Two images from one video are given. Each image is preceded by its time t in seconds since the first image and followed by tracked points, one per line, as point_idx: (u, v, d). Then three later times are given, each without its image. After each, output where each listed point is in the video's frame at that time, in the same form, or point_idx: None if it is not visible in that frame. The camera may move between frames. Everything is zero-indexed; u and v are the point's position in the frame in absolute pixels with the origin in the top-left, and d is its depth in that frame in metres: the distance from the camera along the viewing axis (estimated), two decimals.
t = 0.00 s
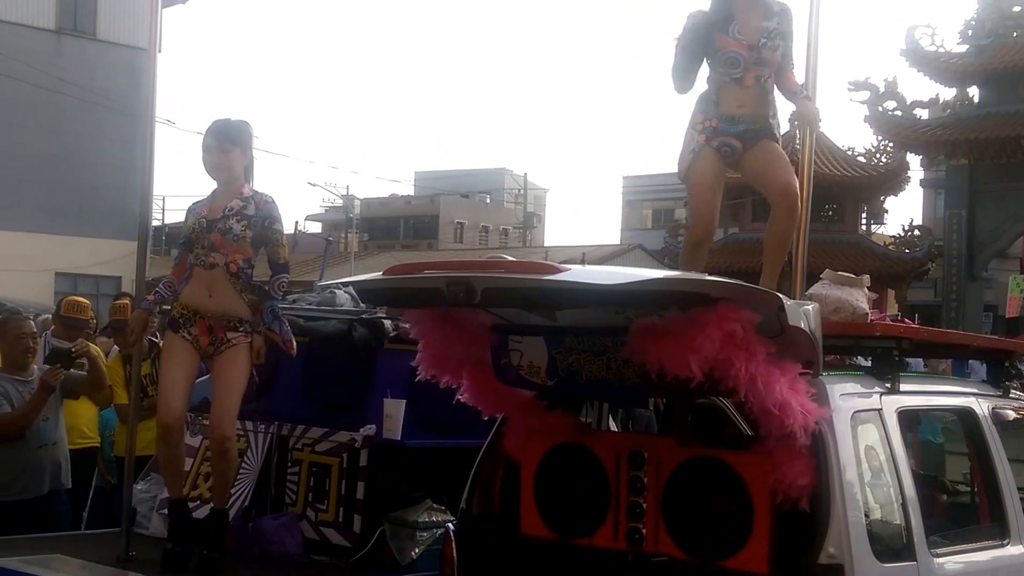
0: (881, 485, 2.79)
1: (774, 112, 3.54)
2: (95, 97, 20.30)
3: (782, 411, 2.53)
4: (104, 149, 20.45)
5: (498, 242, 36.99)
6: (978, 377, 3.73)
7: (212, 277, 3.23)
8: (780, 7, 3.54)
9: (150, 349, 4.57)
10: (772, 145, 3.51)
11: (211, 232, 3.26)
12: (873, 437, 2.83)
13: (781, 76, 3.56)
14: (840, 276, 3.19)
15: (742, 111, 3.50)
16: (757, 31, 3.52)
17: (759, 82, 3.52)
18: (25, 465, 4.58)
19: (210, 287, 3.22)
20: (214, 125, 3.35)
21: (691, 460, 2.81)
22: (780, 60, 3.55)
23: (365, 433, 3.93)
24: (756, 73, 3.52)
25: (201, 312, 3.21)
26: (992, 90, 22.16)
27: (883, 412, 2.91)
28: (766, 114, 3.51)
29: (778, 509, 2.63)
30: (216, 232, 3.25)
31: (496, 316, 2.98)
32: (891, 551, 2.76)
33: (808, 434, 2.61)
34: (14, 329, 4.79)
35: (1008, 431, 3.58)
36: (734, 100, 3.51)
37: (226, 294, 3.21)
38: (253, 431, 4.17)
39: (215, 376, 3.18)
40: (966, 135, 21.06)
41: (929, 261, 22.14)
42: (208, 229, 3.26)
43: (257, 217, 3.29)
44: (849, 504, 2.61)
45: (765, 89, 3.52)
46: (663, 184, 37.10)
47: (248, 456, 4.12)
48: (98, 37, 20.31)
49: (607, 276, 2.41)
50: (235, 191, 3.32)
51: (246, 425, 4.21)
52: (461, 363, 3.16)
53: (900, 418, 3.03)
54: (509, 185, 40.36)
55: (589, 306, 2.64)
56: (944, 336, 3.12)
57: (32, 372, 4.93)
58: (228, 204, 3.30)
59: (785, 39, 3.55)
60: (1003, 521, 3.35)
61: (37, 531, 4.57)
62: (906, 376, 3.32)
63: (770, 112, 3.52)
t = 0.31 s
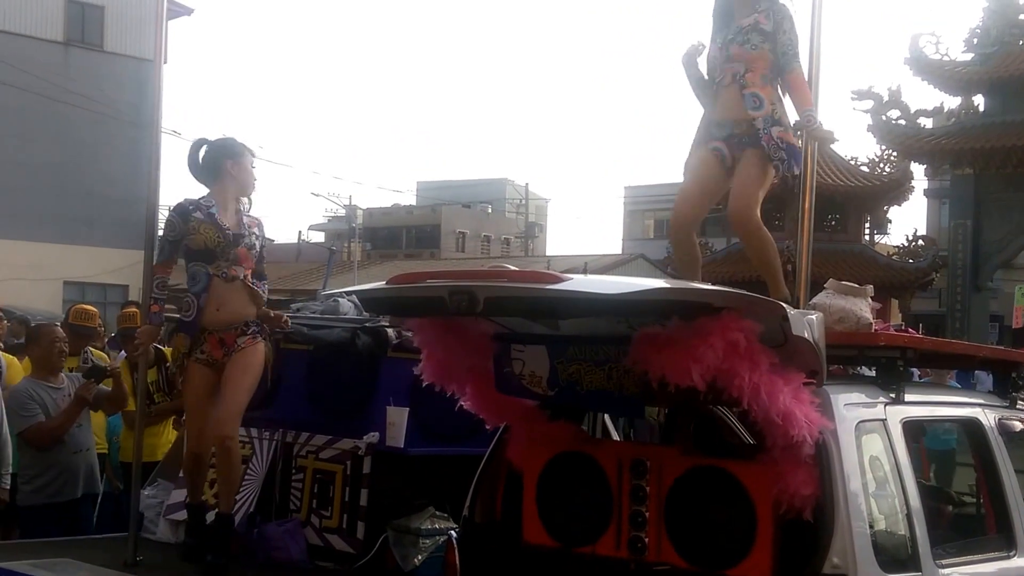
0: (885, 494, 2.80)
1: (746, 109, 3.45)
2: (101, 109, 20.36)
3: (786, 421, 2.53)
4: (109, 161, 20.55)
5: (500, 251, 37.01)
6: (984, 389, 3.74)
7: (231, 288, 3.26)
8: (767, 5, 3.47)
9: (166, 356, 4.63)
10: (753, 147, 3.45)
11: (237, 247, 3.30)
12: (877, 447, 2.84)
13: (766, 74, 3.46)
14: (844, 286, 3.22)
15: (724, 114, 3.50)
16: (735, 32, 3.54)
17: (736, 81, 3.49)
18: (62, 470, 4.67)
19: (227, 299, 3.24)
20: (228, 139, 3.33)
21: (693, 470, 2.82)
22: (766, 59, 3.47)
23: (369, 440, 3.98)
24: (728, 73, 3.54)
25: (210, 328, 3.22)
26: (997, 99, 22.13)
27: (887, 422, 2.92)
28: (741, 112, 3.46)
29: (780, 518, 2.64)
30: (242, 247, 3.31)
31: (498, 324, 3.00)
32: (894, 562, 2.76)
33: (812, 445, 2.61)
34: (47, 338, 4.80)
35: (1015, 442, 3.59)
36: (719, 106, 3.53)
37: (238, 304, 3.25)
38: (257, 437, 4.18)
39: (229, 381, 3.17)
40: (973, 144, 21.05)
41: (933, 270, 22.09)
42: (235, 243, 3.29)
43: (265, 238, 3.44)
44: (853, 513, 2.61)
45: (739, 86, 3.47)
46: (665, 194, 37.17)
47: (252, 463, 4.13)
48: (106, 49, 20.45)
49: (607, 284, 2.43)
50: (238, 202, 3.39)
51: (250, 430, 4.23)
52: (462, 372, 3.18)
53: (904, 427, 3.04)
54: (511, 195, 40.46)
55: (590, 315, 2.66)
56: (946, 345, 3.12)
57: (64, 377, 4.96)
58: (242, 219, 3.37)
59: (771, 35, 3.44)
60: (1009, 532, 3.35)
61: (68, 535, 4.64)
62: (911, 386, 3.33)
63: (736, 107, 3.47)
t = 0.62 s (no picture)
0: (882, 504, 2.79)
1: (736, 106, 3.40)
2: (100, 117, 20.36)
3: (784, 429, 2.54)
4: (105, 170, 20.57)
5: (498, 261, 37.07)
6: (983, 399, 3.75)
7: (230, 298, 3.30)
8: (765, 11, 3.41)
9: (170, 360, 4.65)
10: (742, 144, 3.38)
11: (241, 260, 3.33)
12: (875, 456, 2.84)
13: (759, 74, 3.41)
14: (843, 296, 3.23)
15: (719, 117, 3.47)
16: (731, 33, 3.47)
17: (728, 82, 3.45)
18: (77, 477, 4.66)
19: (226, 305, 3.27)
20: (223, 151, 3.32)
21: (691, 478, 2.82)
22: (760, 59, 3.41)
23: (366, 450, 3.98)
24: (723, 71, 3.49)
25: (210, 325, 3.21)
26: (994, 111, 22.21)
27: (885, 432, 2.92)
28: (729, 110, 3.41)
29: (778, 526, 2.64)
30: (245, 260, 3.35)
31: (497, 331, 3.01)
32: (893, 571, 2.76)
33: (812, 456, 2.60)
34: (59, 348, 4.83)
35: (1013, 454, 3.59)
36: (715, 108, 3.51)
37: (235, 309, 3.29)
38: (256, 446, 4.20)
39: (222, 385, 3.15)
40: (970, 155, 21.10)
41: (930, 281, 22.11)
42: (241, 257, 3.33)
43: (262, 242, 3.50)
44: (850, 521, 2.60)
45: (730, 87, 3.44)
46: (663, 205, 37.23)
47: (249, 472, 4.14)
48: (106, 59, 20.49)
49: (605, 291, 2.44)
50: (236, 213, 3.40)
51: (249, 440, 4.24)
52: (462, 378, 3.19)
53: (902, 438, 3.04)
54: (509, 206, 40.51)
55: (589, 323, 2.66)
56: (944, 356, 3.12)
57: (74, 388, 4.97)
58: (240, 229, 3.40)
59: (767, 41, 3.39)
60: (1007, 543, 3.35)
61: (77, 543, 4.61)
62: (910, 397, 3.34)
63: (728, 104, 3.43)
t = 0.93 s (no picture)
0: (872, 514, 2.79)
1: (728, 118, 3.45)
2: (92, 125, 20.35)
3: (776, 440, 2.54)
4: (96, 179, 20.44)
5: (489, 270, 37.08)
6: (972, 409, 3.77)
7: (214, 304, 3.27)
8: (736, 15, 3.44)
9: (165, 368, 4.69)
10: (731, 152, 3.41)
11: (224, 265, 3.30)
12: (864, 467, 2.84)
13: (739, 75, 3.42)
14: (833, 305, 3.24)
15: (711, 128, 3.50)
16: (708, 45, 3.53)
17: (714, 93, 3.50)
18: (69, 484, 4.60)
19: (209, 313, 3.25)
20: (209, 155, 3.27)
21: (683, 487, 2.82)
22: (736, 62, 3.43)
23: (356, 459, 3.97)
24: (709, 85, 3.53)
25: (194, 330, 3.21)
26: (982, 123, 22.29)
27: (875, 442, 2.93)
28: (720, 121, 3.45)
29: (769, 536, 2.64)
30: (228, 266, 3.31)
31: (491, 339, 3.00)
32: None
33: (803, 466, 2.61)
34: (55, 355, 4.82)
35: (1001, 464, 3.60)
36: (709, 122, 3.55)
37: (219, 315, 3.27)
38: (245, 456, 4.19)
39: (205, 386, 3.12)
40: (959, 166, 21.20)
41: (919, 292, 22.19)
42: (223, 262, 3.29)
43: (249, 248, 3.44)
44: (841, 532, 2.59)
45: (716, 98, 3.48)
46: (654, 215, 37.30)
47: (239, 482, 4.16)
48: (96, 67, 20.32)
49: (598, 300, 2.44)
50: (221, 218, 3.36)
51: (237, 450, 4.25)
52: (456, 386, 3.18)
53: (892, 446, 3.05)
54: (502, 215, 40.55)
55: (584, 331, 2.66)
56: (933, 365, 3.13)
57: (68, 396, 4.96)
58: (228, 234, 3.37)
59: (738, 43, 3.41)
60: (996, 552, 3.36)
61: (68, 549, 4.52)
62: (900, 407, 3.35)
63: (720, 118, 3.48)
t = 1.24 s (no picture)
0: (852, 523, 2.81)
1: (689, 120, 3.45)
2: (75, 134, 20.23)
3: (757, 449, 2.55)
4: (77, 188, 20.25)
5: (473, 279, 37.09)
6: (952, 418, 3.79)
7: (196, 308, 3.16)
8: (732, 22, 3.40)
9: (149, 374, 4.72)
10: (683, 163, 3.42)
11: (204, 268, 3.20)
12: (845, 476, 2.86)
13: (711, 83, 3.39)
14: (814, 314, 3.25)
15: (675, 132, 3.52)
16: (699, 42, 3.47)
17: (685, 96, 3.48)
18: (51, 489, 4.55)
19: (190, 318, 3.14)
20: (198, 160, 3.21)
21: (665, 496, 2.84)
22: (717, 69, 3.39)
23: (337, 467, 3.97)
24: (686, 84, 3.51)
25: (180, 341, 3.10)
26: (960, 134, 22.42)
27: (856, 450, 2.95)
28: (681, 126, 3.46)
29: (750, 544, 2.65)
30: (209, 269, 3.21)
31: (473, 348, 3.00)
32: None
33: (785, 474, 2.61)
34: (33, 359, 4.79)
35: (981, 473, 3.62)
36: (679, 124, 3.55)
37: (204, 321, 3.16)
38: (226, 464, 4.13)
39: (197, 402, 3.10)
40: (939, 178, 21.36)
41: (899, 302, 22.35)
42: (202, 264, 3.19)
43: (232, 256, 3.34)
44: (823, 541, 2.59)
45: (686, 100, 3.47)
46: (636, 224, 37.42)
47: (220, 491, 4.10)
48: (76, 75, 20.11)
49: (582, 310, 2.44)
50: (208, 227, 3.28)
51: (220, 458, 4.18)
52: (438, 397, 3.18)
53: (873, 455, 3.07)
54: (485, 224, 40.56)
55: (565, 341, 2.67)
56: (913, 375, 3.15)
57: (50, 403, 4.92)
58: (212, 238, 3.28)
59: (725, 50, 3.38)
60: (975, 559, 3.38)
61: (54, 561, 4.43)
62: (881, 415, 3.37)
63: (684, 120, 3.48)
